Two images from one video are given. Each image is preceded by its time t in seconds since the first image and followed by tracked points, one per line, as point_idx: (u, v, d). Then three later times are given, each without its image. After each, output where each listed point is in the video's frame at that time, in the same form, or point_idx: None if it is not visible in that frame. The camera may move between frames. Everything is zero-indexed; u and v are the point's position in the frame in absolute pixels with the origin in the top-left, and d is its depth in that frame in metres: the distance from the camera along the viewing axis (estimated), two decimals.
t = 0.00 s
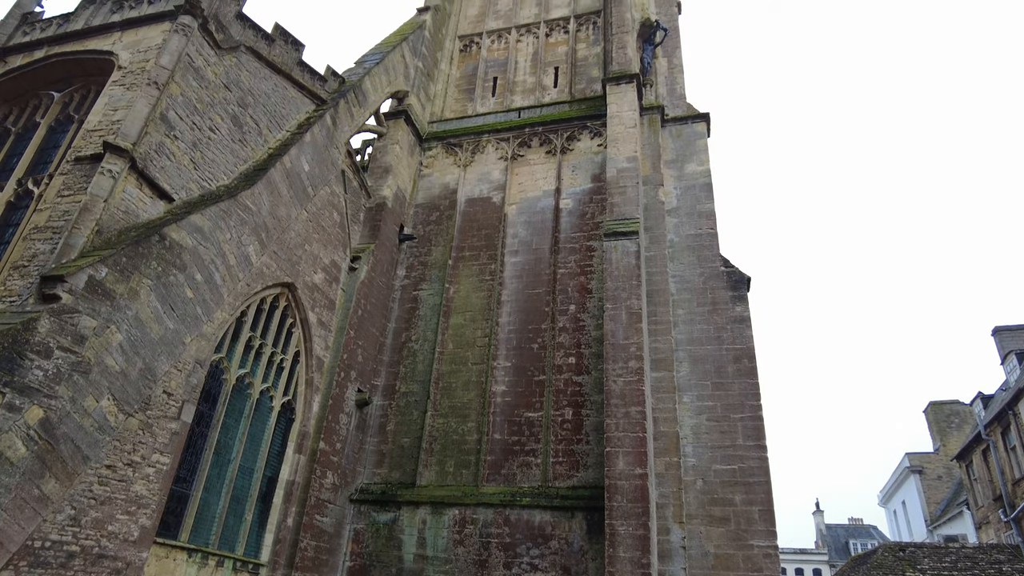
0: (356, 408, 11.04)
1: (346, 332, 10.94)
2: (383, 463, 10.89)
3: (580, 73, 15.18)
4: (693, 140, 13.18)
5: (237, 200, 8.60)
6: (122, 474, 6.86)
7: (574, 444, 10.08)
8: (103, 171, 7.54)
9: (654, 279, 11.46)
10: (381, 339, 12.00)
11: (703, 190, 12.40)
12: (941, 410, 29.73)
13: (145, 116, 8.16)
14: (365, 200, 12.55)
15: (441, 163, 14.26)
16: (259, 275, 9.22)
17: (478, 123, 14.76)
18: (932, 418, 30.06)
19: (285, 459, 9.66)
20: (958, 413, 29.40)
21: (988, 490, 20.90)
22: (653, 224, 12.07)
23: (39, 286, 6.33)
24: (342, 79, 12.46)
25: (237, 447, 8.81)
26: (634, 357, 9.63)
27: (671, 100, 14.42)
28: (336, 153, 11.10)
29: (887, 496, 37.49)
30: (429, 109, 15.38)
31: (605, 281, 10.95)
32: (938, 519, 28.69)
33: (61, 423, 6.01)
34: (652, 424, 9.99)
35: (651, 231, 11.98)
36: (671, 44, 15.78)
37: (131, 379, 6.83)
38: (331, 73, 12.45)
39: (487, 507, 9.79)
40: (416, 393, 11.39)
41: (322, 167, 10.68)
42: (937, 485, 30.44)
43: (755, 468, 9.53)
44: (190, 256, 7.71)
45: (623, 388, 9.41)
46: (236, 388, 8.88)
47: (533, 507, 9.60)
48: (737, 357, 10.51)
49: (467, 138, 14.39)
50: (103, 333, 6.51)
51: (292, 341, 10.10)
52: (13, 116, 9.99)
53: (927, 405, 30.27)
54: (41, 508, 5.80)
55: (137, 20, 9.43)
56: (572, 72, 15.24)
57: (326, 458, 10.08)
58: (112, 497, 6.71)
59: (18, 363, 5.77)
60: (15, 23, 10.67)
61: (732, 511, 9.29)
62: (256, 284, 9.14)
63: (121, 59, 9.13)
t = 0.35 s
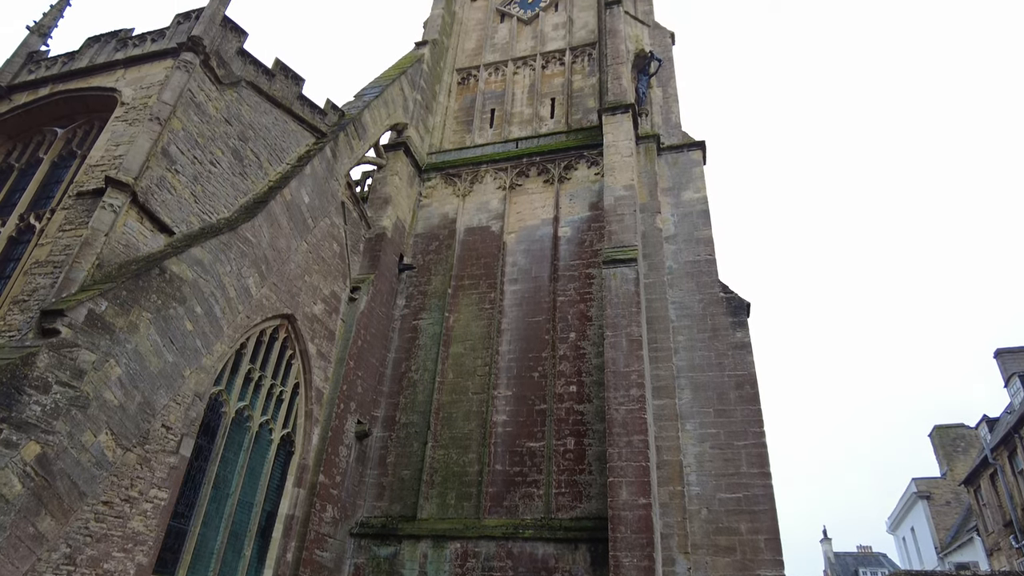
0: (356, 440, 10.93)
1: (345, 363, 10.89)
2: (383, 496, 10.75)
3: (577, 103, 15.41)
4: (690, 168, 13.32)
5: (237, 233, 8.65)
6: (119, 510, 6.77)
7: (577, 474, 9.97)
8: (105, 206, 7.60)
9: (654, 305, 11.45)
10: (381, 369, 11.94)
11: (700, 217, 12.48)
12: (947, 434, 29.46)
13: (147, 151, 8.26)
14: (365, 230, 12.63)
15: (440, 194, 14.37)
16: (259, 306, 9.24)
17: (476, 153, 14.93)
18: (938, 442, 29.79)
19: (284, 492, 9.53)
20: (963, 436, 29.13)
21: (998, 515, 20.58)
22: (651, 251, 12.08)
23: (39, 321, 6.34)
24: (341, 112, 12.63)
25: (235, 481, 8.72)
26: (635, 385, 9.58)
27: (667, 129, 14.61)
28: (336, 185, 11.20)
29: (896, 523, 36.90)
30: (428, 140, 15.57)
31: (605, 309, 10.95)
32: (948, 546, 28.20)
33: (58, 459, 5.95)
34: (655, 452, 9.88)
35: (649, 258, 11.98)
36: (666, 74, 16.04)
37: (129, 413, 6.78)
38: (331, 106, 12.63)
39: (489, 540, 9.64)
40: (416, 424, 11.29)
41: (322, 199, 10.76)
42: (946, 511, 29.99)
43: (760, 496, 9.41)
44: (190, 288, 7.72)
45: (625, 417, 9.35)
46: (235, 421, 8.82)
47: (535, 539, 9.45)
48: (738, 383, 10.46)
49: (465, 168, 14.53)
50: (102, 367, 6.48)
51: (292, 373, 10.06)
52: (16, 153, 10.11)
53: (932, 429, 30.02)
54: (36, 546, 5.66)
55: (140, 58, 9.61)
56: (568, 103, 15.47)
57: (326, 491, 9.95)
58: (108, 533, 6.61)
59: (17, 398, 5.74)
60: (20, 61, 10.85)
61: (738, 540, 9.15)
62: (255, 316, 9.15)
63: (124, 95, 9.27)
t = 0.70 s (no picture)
0: (356, 478, 10.77)
1: (345, 400, 10.82)
2: (384, 535, 10.56)
3: (573, 137, 15.65)
4: (686, 199, 13.46)
5: (237, 270, 8.68)
6: (114, 553, 6.64)
7: (580, 509, 9.81)
8: (106, 245, 7.65)
9: (654, 336, 11.44)
10: (381, 405, 11.84)
11: (697, 248, 12.56)
12: (955, 462, 29.09)
13: (148, 190, 8.35)
14: (364, 265, 12.68)
15: (439, 228, 14.47)
16: (259, 343, 9.23)
17: (474, 188, 15.09)
18: (946, 470, 29.41)
19: (283, 532, 9.37)
20: (971, 464, 28.77)
21: (1011, 546, 20.18)
22: (650, 282, 12.16)
23: (38, 361, 6.32)
24: (341, 149, 12.81)
25: (234, 521, 8.58)
26: (637, 418, 9.51)
27: (662, 162, 14.81)
28: (336, 221, 11.28)
29: (907, 556, 36.16)
30: (427, 176, 15.75)
31: (605, 341, 10.94)
32: None
33: (54, 501, 5.86)
34: (659, 485, 9.73)
35: (648, 289, 12.05)
36: (660, 108, 16.33)
37: (127, 453, 6.70)
38: (330, 144, 12.81)
39: None
40: (417, 460, 11.15)
41: (322, 235, 10.83)
42: (958, 542, 29.41)
43: (767, 528, 9.25)
44: (190, 326, 7.71)
45: (628, 450, 9.26)
46: (234, 460, 8.73)
47: None
48: (741, 414, 10.39)
49: (464, 203, 14.67)
50: (100, 406, 6.44)
51: (291, 410, 9.99)
52: (19, 193, 10.21)
53: (939, 457, 29.69)
54: None
55: (143, 99, 9.78)
56: (564, 137, 15.70)
57: (326, 531, 9.77)
58: None
59: (13, 440, 5.68)
60: (26, 104, 11.04)
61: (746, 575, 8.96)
62: (255, 352, 9.13)
63: (126, 136, 9.41)
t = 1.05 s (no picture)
0: (357, 520, 10.56)
1: (345, 439, 10.70)
2: None
3: (570, 174, 15.84)
4: (683, 232, 13.56)
5: (237, 310, 8.68)
6: None
7: (586, 548, 9.60)
8: (107, 287, 7.67)
9: (656, 369, 11.37)
10: (382, 444, 11.67)
11: (697, 280, 12.61)
12: (966, 493, 28.74)
13: (150, 232, 8.41)
14: (365, 303, 12.69)
15: (439, 265, 14.53)
16: (259, 383, 9.17)
17: (474, 224, 15.20)
18: (958, 501, 28.98)
19: None
20: (983, 494, 28.42)
21: None
22: (650, 315, 12.13)
23: (36, 405, 6.28)
24: (341, 189, 12.95)
25: (232, 567, 8.38)
26: (642, 453, 9.40)
27: (659, 196, 14.98)
28: (336, 260, 11.33)
29: None
30: (426, 213, 15.89)
31: (607, 375, 10.88)
32: None
33: (48, 548, 5.72)
34: (666, 522, 9.52)
35: (648, 322, 11.98)
36: (655, 143, 16.57)
37: (124, 497, 6.58)
38: (331, 184, 12.96)
39: None
40: (418, 500, 10.94)
41: (323, 274, 10.86)
42: None
43: (777, 564, 9.04)
44: (190, 367, 7.66)
45: (633, 487, 9.12)
46: (233, 503, 8.57)
47: None
48: (747, 447, 10.28)
49: (463, 240, 14.76)
50: (98, 450, 6.36)
51: (291, 451, 9.87)
52: (22, 237, 10.27)
53: (950, 488, 29.33)
54: None
55: (146, 143, 9.93)
56: (561, 174, 15.90)
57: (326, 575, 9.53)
58: None
59: (8, 486, 5.60)
60: (30, 150, 11.21)
61: None
62: (255, 393, 9.07)
63: (129, 179, 9.53)
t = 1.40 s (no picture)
0: (358, 556, 10.36)
1: (346, 473, 10.57)
2: None
3: (568, 203, 15.95)
4: (682, 259, 13.62)
5: (238, 344, 8.64)
6: None
7: None
8: (107, 323, 7.65)
9: (659, 398, 11.29)
10: (383, 478, 11.51)
11: (697, 306, 12.61)
12: (978, 517, 28.43)
13: (150, 267, 8.44)
14: (365, 335, 12.66)
15: (439, 295, 14.53)
16: (259, 418, 9.10)
17: (473, 255, 15.25)
18: (971, 527, 28.57)
19: None
20: (995, 519, 28.08)
21: None
22: (652, 341, 12.09)
23: (34, 443, 6.22)
24: (341, 222, 13.02)
25: None
26: (647, 483, 9.28)
27: (657, 223, 15.07)
28: (336, 292, 11.33)
29: None
30: (426, 244, 15.96)
31: (609, 404, 10.80)
32: None
33: None
34: (673, 553, 9.33)
35: (649, 349, 11.92)
36: (651, 172, 16.73)
37: (121, 536, 6.45)
38: (331, 217, 13.04)
39: None
40: (421, 535, 10.72)
41: (323, 306, 10.84)
42: None
43: None
44: (190, 402, 7.61)
45: (639, 518, 8.98)
46: (232, 540, 8.42)
47: None
48: (753, 475, 10.16)
49: (463, 270, 14.79)
50: (96, 489, 6.27)
51: (292, 486, 9.74)
52: (23, 275, 10.29)
53: (962, 514, 28.96)
54: None
55: (147, 180, 10.03)
56: (559, 204, 16.01)
57: None
58: None
59: (4, 527, 5.52)
60: (33, 188, 11.30)
61: None
62: (255, 428, 8.99)
63: (130, 215, 9.59)
